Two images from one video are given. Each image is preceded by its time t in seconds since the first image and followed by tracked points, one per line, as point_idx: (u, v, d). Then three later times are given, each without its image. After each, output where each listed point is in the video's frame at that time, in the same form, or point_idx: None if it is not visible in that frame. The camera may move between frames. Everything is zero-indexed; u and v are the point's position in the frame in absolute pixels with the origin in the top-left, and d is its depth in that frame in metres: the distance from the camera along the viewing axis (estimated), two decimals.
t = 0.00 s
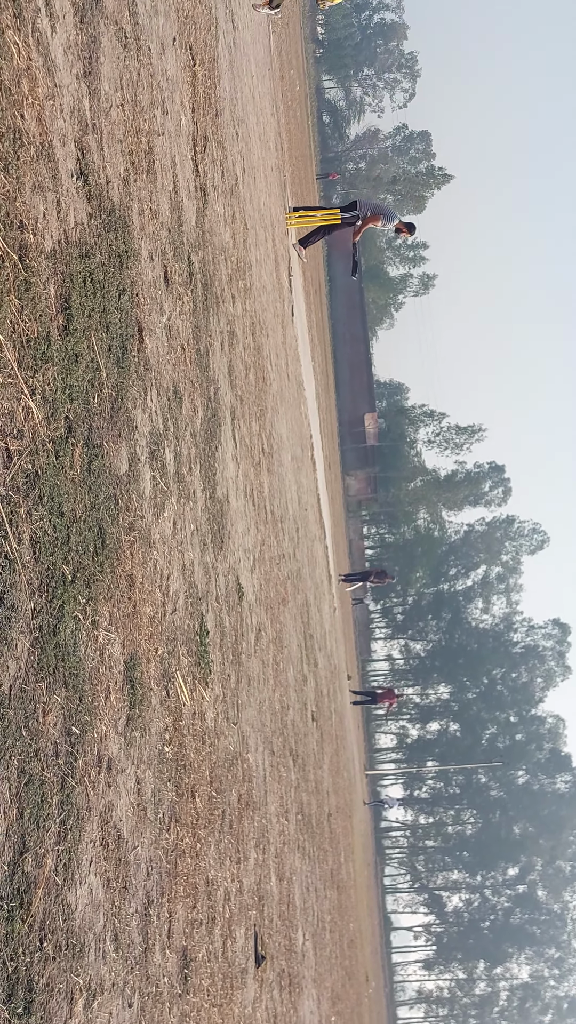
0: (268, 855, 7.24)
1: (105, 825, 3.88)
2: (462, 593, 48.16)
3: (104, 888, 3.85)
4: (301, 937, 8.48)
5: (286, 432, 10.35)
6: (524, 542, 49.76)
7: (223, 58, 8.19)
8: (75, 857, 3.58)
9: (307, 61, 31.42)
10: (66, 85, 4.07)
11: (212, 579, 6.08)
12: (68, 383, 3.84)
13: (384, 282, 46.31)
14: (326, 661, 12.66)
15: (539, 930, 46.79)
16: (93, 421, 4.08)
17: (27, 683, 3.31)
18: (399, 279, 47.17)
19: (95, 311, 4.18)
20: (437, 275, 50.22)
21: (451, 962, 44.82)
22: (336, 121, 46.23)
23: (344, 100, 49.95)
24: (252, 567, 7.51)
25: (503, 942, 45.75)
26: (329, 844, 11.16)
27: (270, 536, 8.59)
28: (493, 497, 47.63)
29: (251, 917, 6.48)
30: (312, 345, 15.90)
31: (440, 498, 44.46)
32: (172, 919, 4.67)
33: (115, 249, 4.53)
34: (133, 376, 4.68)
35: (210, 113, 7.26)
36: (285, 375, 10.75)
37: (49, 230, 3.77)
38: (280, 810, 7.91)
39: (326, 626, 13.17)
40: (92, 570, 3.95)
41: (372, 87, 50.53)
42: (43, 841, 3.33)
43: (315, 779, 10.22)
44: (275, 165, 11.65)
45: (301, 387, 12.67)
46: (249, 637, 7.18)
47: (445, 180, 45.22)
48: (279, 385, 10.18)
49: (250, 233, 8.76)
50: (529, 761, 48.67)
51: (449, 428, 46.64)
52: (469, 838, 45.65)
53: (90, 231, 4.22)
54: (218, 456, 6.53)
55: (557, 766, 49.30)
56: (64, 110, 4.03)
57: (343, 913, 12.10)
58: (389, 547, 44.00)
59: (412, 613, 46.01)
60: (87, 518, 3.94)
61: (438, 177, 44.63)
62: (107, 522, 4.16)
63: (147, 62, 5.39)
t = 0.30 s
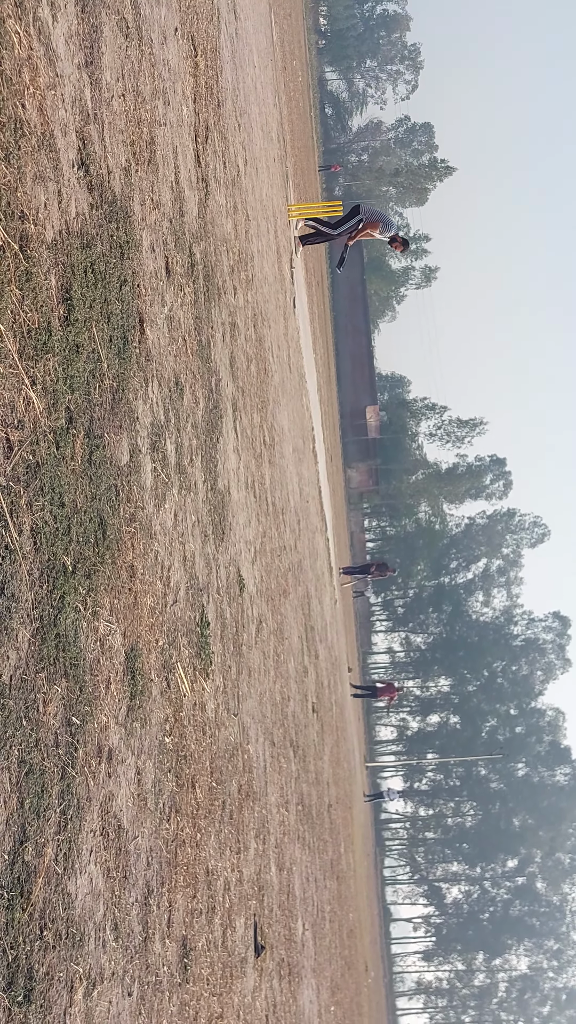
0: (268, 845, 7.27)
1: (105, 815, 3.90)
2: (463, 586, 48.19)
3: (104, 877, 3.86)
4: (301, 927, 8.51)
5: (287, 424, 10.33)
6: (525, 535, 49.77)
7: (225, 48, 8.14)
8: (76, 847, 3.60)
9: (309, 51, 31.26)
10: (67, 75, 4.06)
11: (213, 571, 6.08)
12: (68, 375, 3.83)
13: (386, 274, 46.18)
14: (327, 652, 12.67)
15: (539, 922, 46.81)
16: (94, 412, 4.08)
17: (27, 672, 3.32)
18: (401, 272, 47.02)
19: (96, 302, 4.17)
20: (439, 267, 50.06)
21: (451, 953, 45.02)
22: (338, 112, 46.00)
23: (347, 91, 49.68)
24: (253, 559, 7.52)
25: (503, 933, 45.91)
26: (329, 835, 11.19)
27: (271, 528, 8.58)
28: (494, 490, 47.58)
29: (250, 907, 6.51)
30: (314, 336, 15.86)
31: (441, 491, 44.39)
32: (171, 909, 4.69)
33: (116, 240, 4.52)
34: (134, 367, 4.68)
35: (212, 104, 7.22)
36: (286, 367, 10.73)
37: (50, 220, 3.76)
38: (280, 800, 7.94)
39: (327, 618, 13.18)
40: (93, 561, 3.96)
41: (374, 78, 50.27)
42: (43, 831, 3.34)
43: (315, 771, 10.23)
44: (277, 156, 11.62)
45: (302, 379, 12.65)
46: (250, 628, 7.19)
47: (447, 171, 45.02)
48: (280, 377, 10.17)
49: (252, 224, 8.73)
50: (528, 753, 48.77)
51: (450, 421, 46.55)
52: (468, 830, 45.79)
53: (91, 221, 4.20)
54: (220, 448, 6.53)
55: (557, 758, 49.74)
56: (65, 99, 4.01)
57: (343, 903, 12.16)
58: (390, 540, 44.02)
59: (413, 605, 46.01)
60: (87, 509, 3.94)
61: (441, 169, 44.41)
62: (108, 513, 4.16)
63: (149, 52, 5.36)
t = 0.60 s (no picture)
0: (266, 838, 7.29)
1: (104, 808, 3.90)
2: (462, 581, 48.25)
3: (103, 870, 3.88)
4: (298, 919, 8.54)
5: (288, 418, 10.33)
6: (525, 531, 49.85)
7: (229, 41, 8.11)
8: (75, 839, 3.61)
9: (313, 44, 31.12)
10: (70, 66, 4.05)
11: (213, 565, 6.08)
12: (70, 367, 3.82)
13: (388, 269, 46.09)
14: (327, 647, 12.70)
15: (534, 916, 47.60)
16: (94, 405, 4.07)
17: (27, 665, 3.32)
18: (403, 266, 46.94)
19: (97, 295, 4.17)
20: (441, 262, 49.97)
21: (448, 947, 45.17)
22: (340, 106, 45.85)
23: (349, 84, 49.49)
24: (253, 553, 7.52)
25: (500, 927, 46.07)
26: (327, 828, 11.22)
27: (271, 522, 8.58)
28: (494, 485, 47.59)
29: (248, 900, 6.53)
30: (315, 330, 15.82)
31: (441, 487, 44.38)
32: (170, 901, 4.71)
33: (118, 233, 4.51)
34: (135, 361, 4.67)
35: (215, 97, 7.19)
36: (287, 361, 10.72)
37: (52, 212, 3.75)
38: (278, 794, 7.95)
39: (327, 612, 13.20)
40: (93, 554, 3.95)
41: (377, 71, 50.09)
42: (43, 822, 3.35)
43: (314, 765, 10.26)
44: (280, 150, 11.60)
45: (303, 374, 12.63)
46: (250, 622, 7.20)
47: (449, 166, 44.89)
48: (282, 371, 10.15)
49: (254, 218, 8.71)
50: (526, 748, 48.88)
51: (450, 416, 46.52)
52: (466, 824, 45.92)
53: (92, 214, 4.19)
54: (221, 442, 6.53)
55: (555, 753, 49.86)
56: (67, 91, 3.99)
57: (340, 896, 12.22)
58: (390, 535, 44.02)
59: (412, 600, 45.88)
60: (88, 501, 3.94)
61: (443, 163, 44.26)
62: (108, 506, 4.16)
63: (151, 44, 5.34)
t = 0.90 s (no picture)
0: (263, 835, 7.30)
1: (102, 804, 3.91)
2: (460, 579, 48.31)
3: (101, 866, 3.88)
4: (295, 916, 8.56)
5: (287, 415, 10.33)
6: (523, 528, 49.89)
7: (229, 37, 8.09)
8: (72, 835, 3.61)
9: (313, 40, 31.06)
10: (71, 62, 4.04)
11: (212, 561, 6.08)
12: (69, 363, 3.82)
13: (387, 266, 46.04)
14: (324, 644, 12.70)
15: (530, 913, 47.60)
16: (94, 401, 4.07)
17: (25, 662, 3.32)
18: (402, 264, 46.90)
19: (97, 290, 4.16)
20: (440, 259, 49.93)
21: (444, 944, 45.27)
22: (341, 102, 45.75)
23: (349, 81, 49.40)
24: (251, 550, 7.52)
25: (496, 924, 46.19)
26: (324, 825, 11.23)
27: (269, 519, 8.58)
28: (492, 483, 47.63)
29: (245, 897, 6.54)
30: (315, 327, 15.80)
31: (440, 484, 44.39)
32: (167, 898, 4.72)
33: (117, 229, 4.50)
34: (134, 357, 4.66)
35: (215, 93, 7.18)
36: (286, 357, 10.72)
37: (52, 208, 3.75)
38: (276, 791, 7.96)
39: (325, 610, 13.20)
40: (91, 551, 3.96)
41: (377, 68, 49.99)
42: (40, 819, 3.36)
43: (311, 762, 10.28)
44: (280, 146, 11.56)
45: (303, 370, 12.62)
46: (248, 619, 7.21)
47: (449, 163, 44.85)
48: (281, 367, 10.15)
49: (254, 214, 8.70)
50: (523, 746, 48.96)
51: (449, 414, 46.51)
52: (463, 821, 45.99)
53: (92, 209, 4.18)
54: (219, 439, 6.53)
55: (551, 751, 49.78)
56: (67, 87, 3.99)
57: (337, 893, 12.23)
58: (388, 532, 44.01)
59: (410, 597, 45.84)
60: (87, 497, 3.94)
61: (443, 160, 44.17)
62: (107, 502, 4.16)
63: (152, 39, 5.33)
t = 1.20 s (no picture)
0: (263, 826, 7.34)
1: (101, 796, 3.92)
2: (459, 571, 48.35)
3: (100, 858, 3.90)
4: (294, 907, 8.60)
5: (286, 408, 10.31)
6: (523, 520, 49.89)
7: (227, 29, 8.06)
8: (72, 827, 3.62)
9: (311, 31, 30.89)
10: (68, 53, 4.02)
11: (211, 554, 6.08)
12: (67, 356, 3.81)
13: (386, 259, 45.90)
14: (324, 635, 12.73)
15: (529, 905, 47.79)
16: (92, 393, 4.07)
17: (24, 654, 3.33)
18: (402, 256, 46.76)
19: (95, 283, 4.15)
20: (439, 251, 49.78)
21: (443, 935, 45.47)
22: (340, 94, 45.55)
23: (348, 72, 49.16)
24: (250, 543, 7.53)
25: (495, 914, 46.42)
26: (324, 817, 11.27)
27: (269, 512, 8.58)
28: (492, 476, 47.60)
29: (244, 888, 6.57)
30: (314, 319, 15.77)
31: (439, 477, 44.37)
32: (167, 889, 4.73)
33: (116, 221, 4.48)
34: (133, 349, 4.66)
35: (214, 85, 7.16)
36: (286, 349, 10.69)
37: (50, 200, 3.73)
38: (275, 782, 7.98)
39: (324, 602, 13.24)
40: (90, 544, 3.96)
41: (377, 60, 49.74)
42: (40, 811, 3.37)
43: (311, 754, 10.32)
44: (279, 139, 11.52)
45: (302, 363, 12.60)
46: (247, 611, 7.21)
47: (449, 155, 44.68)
48: (280, 360, 10.14)
49: (253, 207, 8.67)
50: (522, 738, 49.07)
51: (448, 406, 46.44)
52: (462, 813, 46.13)
53: (91, 201, 4.17)
54: (219, 431, 6.52)
55: (551, 743, 49.95)
56: (65, 78, 3.97)
57: (336, 885, 12.29)
58: (387, 525, 44.00)
59: (409, 589, 45.92)
60: (86, 490, 3.94)
61: (443, 152, 43.99)
62: (106, 495, 4.16)
63: (150, 31, 5.30)
